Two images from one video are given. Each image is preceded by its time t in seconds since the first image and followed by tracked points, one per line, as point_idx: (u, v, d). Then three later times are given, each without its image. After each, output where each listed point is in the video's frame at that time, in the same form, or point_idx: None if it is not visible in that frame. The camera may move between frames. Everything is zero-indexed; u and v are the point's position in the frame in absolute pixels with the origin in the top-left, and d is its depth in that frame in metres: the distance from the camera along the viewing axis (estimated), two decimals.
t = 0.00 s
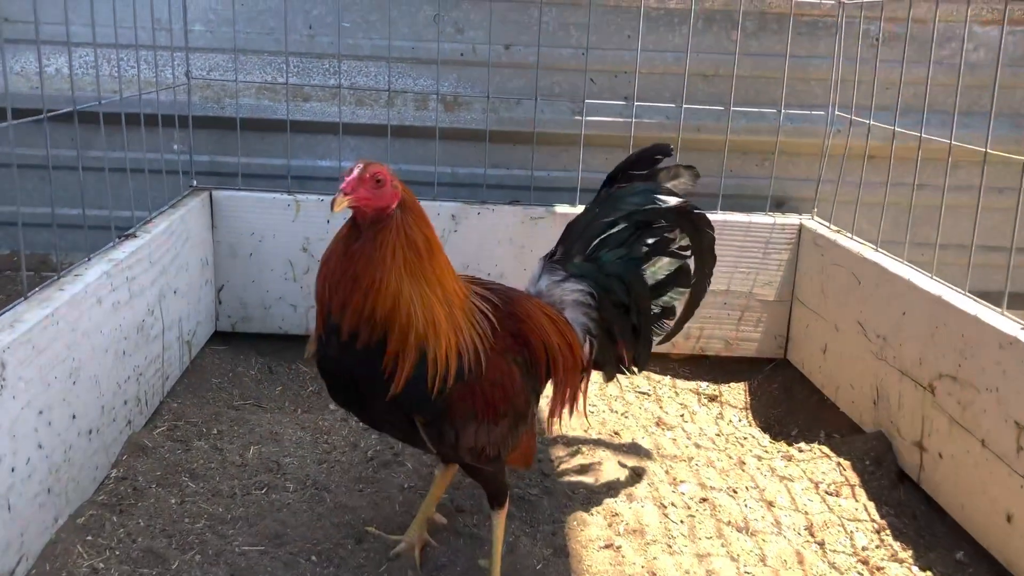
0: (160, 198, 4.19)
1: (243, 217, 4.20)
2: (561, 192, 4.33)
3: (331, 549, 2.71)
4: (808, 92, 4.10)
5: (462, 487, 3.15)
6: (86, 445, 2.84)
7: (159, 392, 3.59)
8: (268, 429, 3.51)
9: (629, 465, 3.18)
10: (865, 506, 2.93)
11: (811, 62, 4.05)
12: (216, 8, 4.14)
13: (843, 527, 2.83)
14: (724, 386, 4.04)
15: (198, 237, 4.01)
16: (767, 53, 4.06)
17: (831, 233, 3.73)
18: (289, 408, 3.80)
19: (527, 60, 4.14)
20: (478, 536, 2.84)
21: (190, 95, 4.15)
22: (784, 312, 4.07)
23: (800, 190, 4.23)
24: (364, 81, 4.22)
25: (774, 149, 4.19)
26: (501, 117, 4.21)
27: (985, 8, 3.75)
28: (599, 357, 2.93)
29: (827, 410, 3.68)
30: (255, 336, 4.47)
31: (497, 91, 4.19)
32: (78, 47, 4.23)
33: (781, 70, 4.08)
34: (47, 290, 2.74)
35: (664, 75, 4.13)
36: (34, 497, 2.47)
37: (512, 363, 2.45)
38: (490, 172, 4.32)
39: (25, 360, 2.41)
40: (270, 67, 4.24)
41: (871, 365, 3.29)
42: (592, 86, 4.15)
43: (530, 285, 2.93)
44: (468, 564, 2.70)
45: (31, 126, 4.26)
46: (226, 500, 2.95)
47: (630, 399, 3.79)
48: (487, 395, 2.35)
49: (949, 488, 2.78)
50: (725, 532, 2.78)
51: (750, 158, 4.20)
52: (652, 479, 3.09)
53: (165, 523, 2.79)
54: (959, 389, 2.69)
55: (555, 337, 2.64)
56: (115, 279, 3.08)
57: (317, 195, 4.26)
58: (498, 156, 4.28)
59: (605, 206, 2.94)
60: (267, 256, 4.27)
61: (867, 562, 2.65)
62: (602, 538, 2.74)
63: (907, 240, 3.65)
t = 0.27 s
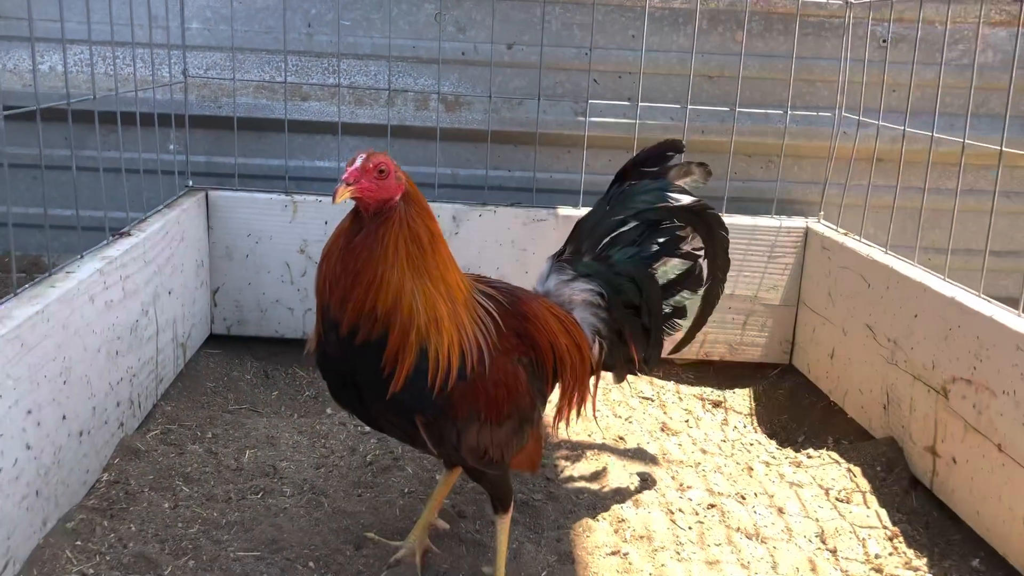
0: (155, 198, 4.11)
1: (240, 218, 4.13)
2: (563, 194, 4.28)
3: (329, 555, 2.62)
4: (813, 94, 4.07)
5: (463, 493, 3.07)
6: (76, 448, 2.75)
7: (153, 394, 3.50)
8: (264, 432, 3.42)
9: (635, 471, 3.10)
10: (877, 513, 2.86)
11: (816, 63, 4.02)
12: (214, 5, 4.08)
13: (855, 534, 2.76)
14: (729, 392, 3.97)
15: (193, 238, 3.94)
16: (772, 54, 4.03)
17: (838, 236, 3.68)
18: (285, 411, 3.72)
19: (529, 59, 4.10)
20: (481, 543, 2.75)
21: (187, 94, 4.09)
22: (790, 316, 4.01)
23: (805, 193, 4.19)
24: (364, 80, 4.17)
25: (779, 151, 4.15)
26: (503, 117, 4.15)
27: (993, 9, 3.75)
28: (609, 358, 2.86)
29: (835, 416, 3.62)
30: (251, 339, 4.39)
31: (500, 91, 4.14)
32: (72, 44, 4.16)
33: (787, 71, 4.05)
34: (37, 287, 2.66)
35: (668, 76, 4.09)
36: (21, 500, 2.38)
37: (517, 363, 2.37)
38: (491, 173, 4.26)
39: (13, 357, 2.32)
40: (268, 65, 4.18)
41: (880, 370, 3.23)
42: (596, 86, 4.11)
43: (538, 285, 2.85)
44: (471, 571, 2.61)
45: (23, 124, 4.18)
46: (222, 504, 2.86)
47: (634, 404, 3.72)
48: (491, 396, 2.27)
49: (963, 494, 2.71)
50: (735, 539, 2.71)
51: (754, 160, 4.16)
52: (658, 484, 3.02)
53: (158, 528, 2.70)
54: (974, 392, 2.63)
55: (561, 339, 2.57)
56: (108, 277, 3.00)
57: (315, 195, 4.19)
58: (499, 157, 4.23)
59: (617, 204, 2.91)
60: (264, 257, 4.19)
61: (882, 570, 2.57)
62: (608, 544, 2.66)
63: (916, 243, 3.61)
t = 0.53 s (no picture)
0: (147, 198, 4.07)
1: (233, 218, 4.09)
2: (558, 195, 4.26)
3: (324, 557, 2.58)
4: (810, 95, 4.08)
5: (459, 494, 3.04)
6: (66, 448, 2.71)
7: (144, 395, 3.46)
8: (258, 433, 3.39)
9: (631, 472, 3.08)
10: (875, 514, 2.85)
11: (813, 64, 4.02)
12: (207, 4, 4.07)
13: (854, 535, 2.74)
14: (725, 394, 3.96)
15: (186, 238, 3.90)
16: (769, 55, 4.03)
17: (834, 237, 3.68)
18: (278, 413, 3.68)
19: (525, 59, 4.09)
20: (478, 544, 2.72)
21: (179, 93, 4.06)
22: (785, 318, 4.00)
23: (802, 194, 4.19)
24: (359, 80, 4.15)
25: (775, 152, 4.15)
26: (499, 117, 4.14)
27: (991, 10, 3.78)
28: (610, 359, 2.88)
29: (831, 417, 3.61)
30: (243, 341, 4.35)
31: (495, 91, 4.13)
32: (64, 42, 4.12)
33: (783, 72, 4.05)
34: (27, 284, 2.62)
35: (664, 77, 4.09)
36: (9, 500, 2.34)
37: (511, 361, 2.34)
38: (487, 174, 4.25)
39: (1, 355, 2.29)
40: (262, 65, 4.16)
41: (878, 370, 3.22)
42: (591, 87, 4.10)
43: (537, 284, 2.89)
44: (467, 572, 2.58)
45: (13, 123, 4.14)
46: (214, 505, 2.83)
47: (630, 405, 3.69)
48: (484, 393, 2.24)
49: (961, 495, 2.70)
50: (733, 540, 2.69)
51: (750, 161, 4.15)
52: (656, 486, 2.99)
53: (149, 529, 2.66)
54: (974, 392, 2.62)
55: (557, 338, 2.54)
56: (99, 275, 2.96)
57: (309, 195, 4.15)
58: (495, 158, 4.21)
59: (617, 203, 2.88)
60: (258, 258, 4.16)
61: (881, 571, 2.56)
62: (606, 546, 2.64)
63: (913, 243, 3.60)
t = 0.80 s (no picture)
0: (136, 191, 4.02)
1: (223, 211, 4.03)
2: (550, 186, 4.25)
3: (316, 548, 2.55)
4: (801, 85, 4.08)
5: (452, 486, 3.01)
6: (54, 440, 2.67)
7: (133, 388, 3.42)
8: (248, 426, 3.35)
9: (625, 462, 3.07)
10: (870, 502, 2.84)
11: (804, 54, 4.03)
12: None
13: (850, 523, 2.73)
14: (718, 386, 3.95)
15: (176, 230, 3.86)
16: (760, 45, 4.04)
17: (827, 227, 3.68)
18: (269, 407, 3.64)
19: (515, 50, 4.08)
20: (472, 534, 2.70)
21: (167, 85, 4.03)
22: (778, 309, 4.00)
23: (794, 185, 4.19)
24: (349, 71, 4.13)
25: (766, 143, 4.15)
26: (490, 109, 4.13)
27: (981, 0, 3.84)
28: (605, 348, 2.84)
29: (825, 407, 3.60)
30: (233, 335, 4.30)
31: (486, 82, 4.12)
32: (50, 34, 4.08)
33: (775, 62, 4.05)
34: (13, 273, 2.58)
35: (655, 67, 4.09)
36: None
37: (497, 347, 2.28)
38: (478, 166, 4.23)
39: None
40: (251, 57, 4.14)
41: (872, 359, 3.21)
42: (583, 77, 4.10)
43: (538, 265, 2.87)
44: (461, 563, 2.55)
45: None
46: (204, 498, 2.79)
47: (624, 397, 3.68)
48: (474, 384, 2.20)
49: (956, 481, 2.70)
50: (729, 529, 2.67)
51: (741, 153, 4.15)
52: (650, 476, 2.97)
53: (138, 522, 2.62)
54: (969, 379, 2.62)
55: (547, 322, 2.51)
56: (86, 266, 2.92)
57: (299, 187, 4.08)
58: (486, 149, 4.20)
59: (633, 202, 2.92)
60: (247, 251, 4.09)
61: (877, 558, 2.54)
62: (601, 535, 2.62)
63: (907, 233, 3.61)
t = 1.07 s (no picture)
0: (122, 179, 3.96)
1: (211, 198, 3.98)
2: (541, 172, 4.23)
3: (308, 534, 2.53)
4: (792, 68, 4.07)
5: (445, 470, 2.99)
6: (41, 426, 2.63)
7: (122, 376, 3.38)
8: (239, 413, 3.32)
9: (618, 445, 3.06)
10: (864, 483, 2.84)
11: (795, 38, 4.02)
12: None
13: (844, 504, 2.73)
14: (710, 371, 3.95)
15: (164, 217, 3.81)
16: (751, 29, 4.02)
17: (818, 210, 3.68)
18: (260, 395, 3.61)
19: (505, 35, 4.06)
20: (465, 518, 2.68)
21: (153, 71, 3.98)
22: (770, 294, 4.00)
23: (785, 170, 4.18)
24: (337, 57, 4.09)
25: (758, 128, 4.14)
26: (480, 94, 4.11)
27: None
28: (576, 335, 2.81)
29: (817, 391, 3.60)
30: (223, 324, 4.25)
31: (476, 67, 4.09)
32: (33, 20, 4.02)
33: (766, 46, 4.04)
34: None
35: (646, 51, 4.07)
36: None
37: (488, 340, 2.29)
38: (469, 152, 4.20)
39: None
40: (239, 43, 4.10)
41: (866, 342, 3.21)
42: (573, 62, 4.08)
43: (517, 239, 2.87)
44: (455, 546, 2.54)
45: None
46: (195, 484, 2.76)
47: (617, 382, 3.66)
48: (471, 391, 2.19)
49: (949, 461, 2.70)
50: (722, 511, 2.66)
51: (732, 137, 4.15)
52: (644, 459, 2.97)
53: (128, 508, 2.59)
54: (962, 358, 2.62)
55: (521, 300, 2.48)
56: (72, 251, 2.88)
57: (288, 174, 4.04)
58: (476, 135, 4.17)
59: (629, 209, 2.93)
60: (236, 239, 4.04)
61: (872, 539, 2.54)
62: (595, 518, 2.61)
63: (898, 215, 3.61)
